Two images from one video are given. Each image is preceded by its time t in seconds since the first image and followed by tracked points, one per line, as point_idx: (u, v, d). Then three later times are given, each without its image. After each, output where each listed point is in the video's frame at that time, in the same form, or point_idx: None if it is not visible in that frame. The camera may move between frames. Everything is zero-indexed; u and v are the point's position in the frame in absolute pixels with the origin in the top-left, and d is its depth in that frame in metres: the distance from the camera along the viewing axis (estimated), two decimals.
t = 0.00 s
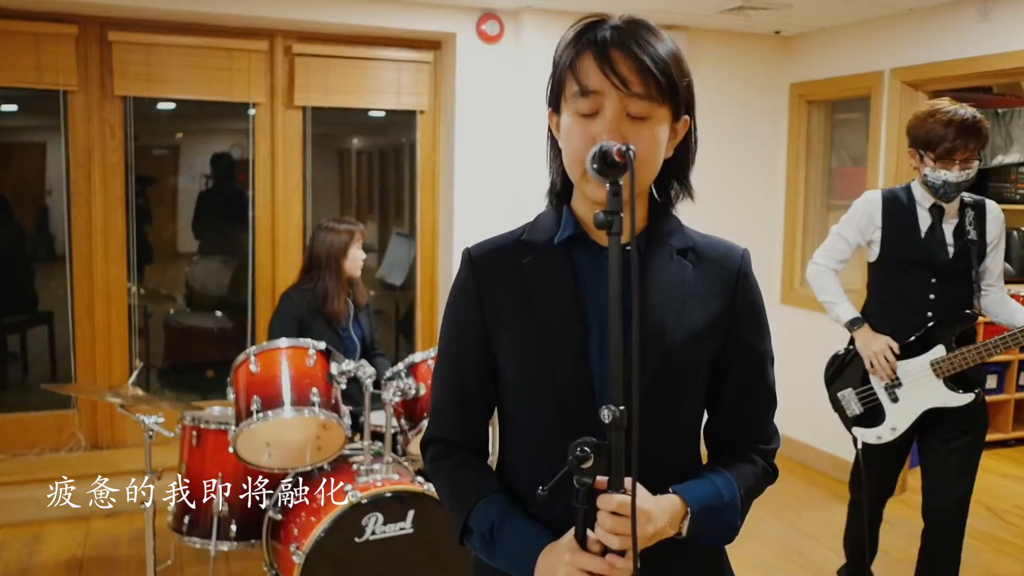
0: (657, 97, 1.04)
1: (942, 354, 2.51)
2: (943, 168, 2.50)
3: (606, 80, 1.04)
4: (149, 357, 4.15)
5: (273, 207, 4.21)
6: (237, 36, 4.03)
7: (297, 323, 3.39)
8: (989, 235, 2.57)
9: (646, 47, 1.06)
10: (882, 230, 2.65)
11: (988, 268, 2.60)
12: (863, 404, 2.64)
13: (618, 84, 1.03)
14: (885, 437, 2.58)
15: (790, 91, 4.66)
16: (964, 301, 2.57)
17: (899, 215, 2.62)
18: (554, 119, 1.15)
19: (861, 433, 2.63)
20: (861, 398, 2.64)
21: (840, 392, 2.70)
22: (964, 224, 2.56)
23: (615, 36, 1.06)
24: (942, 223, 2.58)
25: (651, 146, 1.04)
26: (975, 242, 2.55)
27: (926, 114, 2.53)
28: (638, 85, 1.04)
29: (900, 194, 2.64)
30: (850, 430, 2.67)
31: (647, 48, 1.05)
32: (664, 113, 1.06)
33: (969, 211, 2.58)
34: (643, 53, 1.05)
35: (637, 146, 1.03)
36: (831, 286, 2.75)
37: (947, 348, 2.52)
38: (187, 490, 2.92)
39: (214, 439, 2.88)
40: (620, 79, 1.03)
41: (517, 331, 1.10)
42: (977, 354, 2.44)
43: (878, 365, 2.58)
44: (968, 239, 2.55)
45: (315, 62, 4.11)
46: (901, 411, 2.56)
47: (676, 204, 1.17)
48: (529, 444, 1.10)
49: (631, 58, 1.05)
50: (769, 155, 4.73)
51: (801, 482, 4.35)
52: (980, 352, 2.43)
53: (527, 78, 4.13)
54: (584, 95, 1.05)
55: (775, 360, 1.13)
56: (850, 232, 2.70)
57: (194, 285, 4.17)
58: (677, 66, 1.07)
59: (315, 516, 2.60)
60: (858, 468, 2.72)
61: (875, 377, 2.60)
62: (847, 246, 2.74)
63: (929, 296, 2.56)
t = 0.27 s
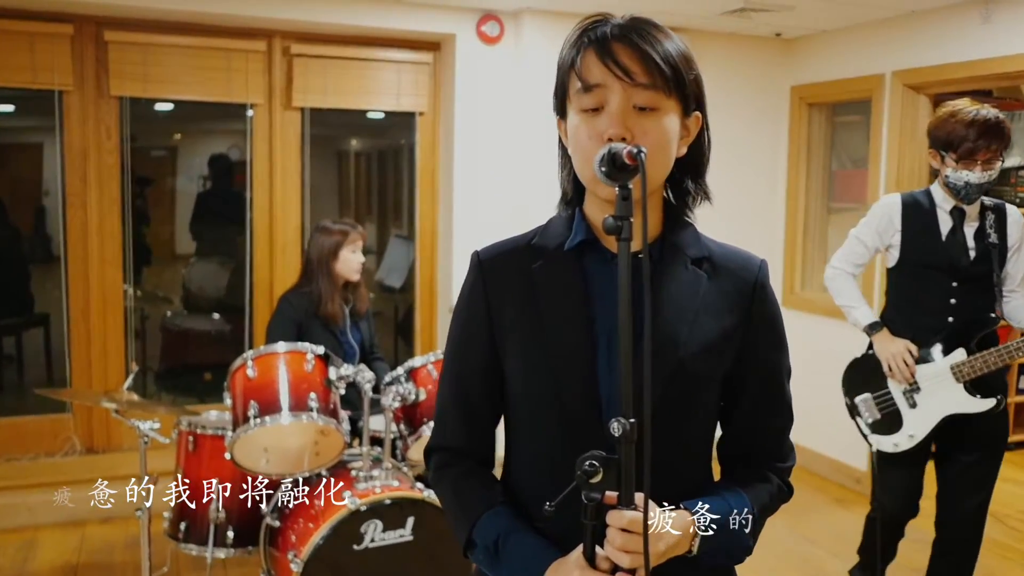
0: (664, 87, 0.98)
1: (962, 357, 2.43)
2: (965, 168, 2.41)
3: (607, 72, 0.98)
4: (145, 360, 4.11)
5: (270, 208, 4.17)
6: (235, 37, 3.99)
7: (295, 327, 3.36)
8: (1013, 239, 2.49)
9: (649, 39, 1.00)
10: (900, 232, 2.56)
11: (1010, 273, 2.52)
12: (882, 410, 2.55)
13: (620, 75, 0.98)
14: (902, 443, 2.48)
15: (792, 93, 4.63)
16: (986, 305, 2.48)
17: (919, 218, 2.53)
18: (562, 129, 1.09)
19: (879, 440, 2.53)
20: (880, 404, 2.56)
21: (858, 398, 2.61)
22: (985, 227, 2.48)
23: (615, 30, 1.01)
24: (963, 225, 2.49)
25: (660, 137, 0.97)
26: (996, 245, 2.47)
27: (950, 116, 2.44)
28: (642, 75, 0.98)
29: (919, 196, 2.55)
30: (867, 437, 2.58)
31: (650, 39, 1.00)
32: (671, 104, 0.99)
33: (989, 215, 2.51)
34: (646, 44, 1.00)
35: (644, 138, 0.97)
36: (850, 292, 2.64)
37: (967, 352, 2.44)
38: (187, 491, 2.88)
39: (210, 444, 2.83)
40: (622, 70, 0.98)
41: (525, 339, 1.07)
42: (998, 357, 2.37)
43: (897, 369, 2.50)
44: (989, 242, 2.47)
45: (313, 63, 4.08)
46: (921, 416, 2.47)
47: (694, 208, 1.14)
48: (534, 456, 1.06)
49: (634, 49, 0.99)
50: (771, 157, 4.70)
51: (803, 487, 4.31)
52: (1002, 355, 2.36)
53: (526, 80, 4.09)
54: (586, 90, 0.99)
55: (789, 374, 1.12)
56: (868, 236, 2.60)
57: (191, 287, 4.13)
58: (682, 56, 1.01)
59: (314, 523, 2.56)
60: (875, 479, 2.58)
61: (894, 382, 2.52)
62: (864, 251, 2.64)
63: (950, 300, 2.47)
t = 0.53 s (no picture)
0: (693, 94, 0.97)
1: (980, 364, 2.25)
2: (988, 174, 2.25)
3: (635, 78, 0.97)
4: (142, 363, 4.06)
5: (268, 210, 4.12)
6: (232, 37, 3.95)
7: (294, 331, 3.33)
8: None
9: (678, 45, 0.99)
10: (920, 239, 2.36)
11: None
12: (896, 418, 2.36)
13: (648, 81, 0.96)
14: (916, 454, 2.28)
15: (794, 95, 4.59)
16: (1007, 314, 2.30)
17: (939, 224, 2.34)
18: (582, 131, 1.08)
19: (893, 450, 2.33)
20: (894, 412, 2.37)
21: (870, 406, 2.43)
22: (1004, 233, 2.32)
23: (644, 34, 1.00)
24: (984, 230, 2.31)
25: (688, 148, 0.96)
26: (1017, 252, 2.30)
27: (969, 120, 2.28)
28: (671, 83, 0.97)
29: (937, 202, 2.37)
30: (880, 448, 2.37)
31: (680, 45, 0.98)
32: (700, 113, 0.98)
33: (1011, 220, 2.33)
34: (676, 49, 0.98)
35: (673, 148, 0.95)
36: (863, 300, 2.48)
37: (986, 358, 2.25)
38: (185, 497, 2.84)
39: (209, 451, 2.79)
40: (652, 76, 0.96)
41: (546, 356, 1.05)
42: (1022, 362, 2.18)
43: (912, 375, 2.33)
44: (1009, 249, 2.30)
45: (311, 63, 4.03)
46: (936, 426, 2.27)
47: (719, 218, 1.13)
48: (557, 475, 1.05)
49: (663, 55, 0.98)
50: (772, 159, 4.66)
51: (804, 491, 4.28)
52: None
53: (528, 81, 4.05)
54: (613, 96, 0.98)
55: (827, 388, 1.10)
56: (885, 241, 2.41)
57: (188, 289, 4.09)
58: (714, 63, 1.00)
59: (314, 532, 2.51)
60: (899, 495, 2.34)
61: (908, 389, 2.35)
62: (883, 259, 2.44)
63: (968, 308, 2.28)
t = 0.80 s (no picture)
0: (721, 102, 0.92)
1: (986, 375, 2.26)
2: (995, 178, 2.24)
3: (664, 83, 0.92)
4: (123, 368, 3.95)
5: (254, 212, 4.03)
6: (218, 36, 3.87)
7: (282, 338, 3.26)
8: None
9: (708, 48, 0.94)
10: (923, 247, 2.35)
11: None
12: (901, 430, 2.36)
13: (678, 88, 0.92)
14: (920, 467, 2.25)
15: (786, 95, 4.56)
16: (1015, 324, 2.26)
17: (944, 232, 2.32)
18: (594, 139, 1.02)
19: (898, 463, 2.33)
20: (900, 423, 2.37)
21: (875, 417, 2.43)
22: (1012, 240, 2.29)
23: (671, 36, 0.95)
24: (990, 238, 2.29)
25: (717, 158, 0.91)
26: None
27: (976, 125, 2.24)
28: (702, 90, 0.92)
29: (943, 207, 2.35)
30: (885, 459, 2.38)
31: (711, 49, 0.94)
32: (729, 123, 0.94)
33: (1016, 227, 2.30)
34: (707, 53, 0.94)
35: (702, 158, 0.91)
36: (867, 309, 2.46)
37: (992, 368, 2.26)
38: (173, 509, 2.77)
39: (196, 462, 2.73)
40: (682, 82, 0.92)
41: (562, 381, 1.03)
42: None
43: (916, 386, 2.32)
44: (1016, 257, 2.27)
45: (298, 63, 3.95)
46: (941, 438, 2.26)
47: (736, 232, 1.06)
48: (577, 504, 1.03)
49: (693, 60, 0.93)
50: (765, 160, 4.62)
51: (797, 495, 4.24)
52: None
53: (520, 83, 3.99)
54: (638, 101, 0.93)
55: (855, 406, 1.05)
56: (889, 250, 2.39)
57: (171, 292, 3.99)
58: (742, 72, 0.96)
59: (305, 544, 2.44)
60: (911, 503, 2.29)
61: (913, 400, 2.34)
62: (886, 267, 2.43)
63: (974, 318, 2.27)
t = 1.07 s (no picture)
0: (741, 102, 0.92)
1: (979, 385, 2.26)
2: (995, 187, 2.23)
3: (684, 83, 0.91)
4: (88, 375, 3.83)
5: (223, 214, 3.93)
6: (186, 33, 3.76)
7: (255, 344, 3.17)
8: None
9: (726, 44, 0.93)
10: (908, 253, 2.35)
11: None
12: (893, 441, 2.34)
13: (700, 89, 0.91)
14: (915, 477, 2.29)
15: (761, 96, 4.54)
16: (1002, 330, 2.29)
17: (929, 236, 2.33)
18: (599, 137, 1.00)
19: (892, 475, 2.33)
20: (891, 434, 2.34)
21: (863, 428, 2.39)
22: (998, 245, 2.30)
23: (688, 32, 0.94)
24: (976, 244, 2.30)
25: (736, 161, 0.91)
26: (1010, 264, 2.29)
27: (966, 130, 2.27)
28: (723, 91, 0.91)
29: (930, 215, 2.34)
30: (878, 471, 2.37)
31: (729, 46, 0.93)
32: (747, 125, 0.93)
33: (1003, 232, 2.31)
34: (727, 50, 0.93)
35: (723, 161, 0.90)
36: (853, 317, 2.45)
37: (984, 378, 2.26)
38: (143, 521, 2.68)
39: (167, 472, 2.64)
40: (704, 82, 0.90)
41: (568, 394, 0.99)
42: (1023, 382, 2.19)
43: (908, 396, 2.30)
44: (1003, 262, 2.28)
45: (270, 62, 3.87)
46: (935, 449, 2.27)
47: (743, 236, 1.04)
48: (583, 523, 0.98)
49: (712, 59, 0.92)
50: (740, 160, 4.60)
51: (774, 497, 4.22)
52: None
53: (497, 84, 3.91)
54: (657, 101, 0.91)
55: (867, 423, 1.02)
56: (873, 256, 2.40)
57: (138, 295, 3.87)
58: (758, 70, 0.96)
59: (282, 560, 2.38)
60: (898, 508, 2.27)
61: (904, 410, 2.32)
62: (870, 273, 2.44)
63: (964, 324, 2.28)
